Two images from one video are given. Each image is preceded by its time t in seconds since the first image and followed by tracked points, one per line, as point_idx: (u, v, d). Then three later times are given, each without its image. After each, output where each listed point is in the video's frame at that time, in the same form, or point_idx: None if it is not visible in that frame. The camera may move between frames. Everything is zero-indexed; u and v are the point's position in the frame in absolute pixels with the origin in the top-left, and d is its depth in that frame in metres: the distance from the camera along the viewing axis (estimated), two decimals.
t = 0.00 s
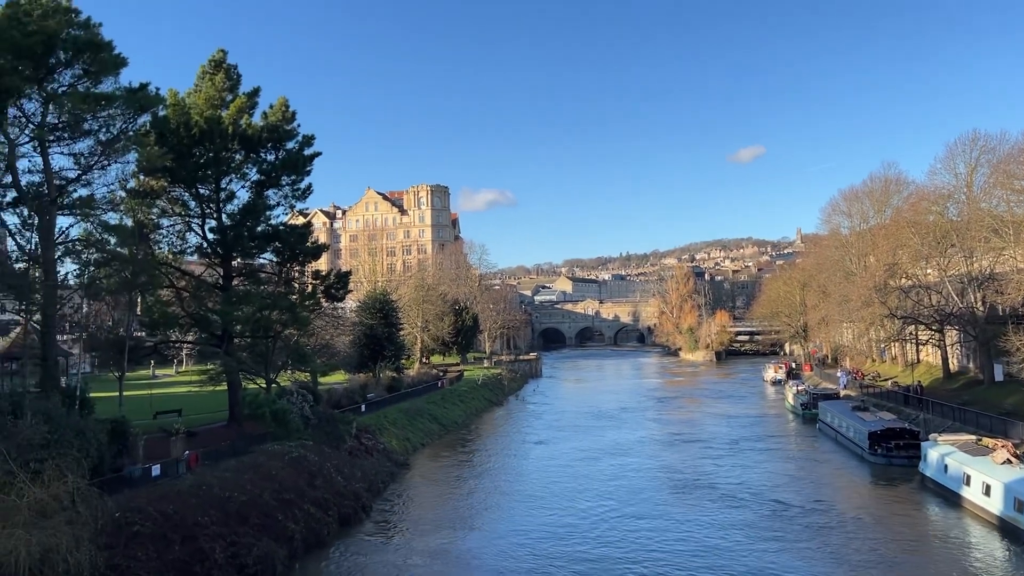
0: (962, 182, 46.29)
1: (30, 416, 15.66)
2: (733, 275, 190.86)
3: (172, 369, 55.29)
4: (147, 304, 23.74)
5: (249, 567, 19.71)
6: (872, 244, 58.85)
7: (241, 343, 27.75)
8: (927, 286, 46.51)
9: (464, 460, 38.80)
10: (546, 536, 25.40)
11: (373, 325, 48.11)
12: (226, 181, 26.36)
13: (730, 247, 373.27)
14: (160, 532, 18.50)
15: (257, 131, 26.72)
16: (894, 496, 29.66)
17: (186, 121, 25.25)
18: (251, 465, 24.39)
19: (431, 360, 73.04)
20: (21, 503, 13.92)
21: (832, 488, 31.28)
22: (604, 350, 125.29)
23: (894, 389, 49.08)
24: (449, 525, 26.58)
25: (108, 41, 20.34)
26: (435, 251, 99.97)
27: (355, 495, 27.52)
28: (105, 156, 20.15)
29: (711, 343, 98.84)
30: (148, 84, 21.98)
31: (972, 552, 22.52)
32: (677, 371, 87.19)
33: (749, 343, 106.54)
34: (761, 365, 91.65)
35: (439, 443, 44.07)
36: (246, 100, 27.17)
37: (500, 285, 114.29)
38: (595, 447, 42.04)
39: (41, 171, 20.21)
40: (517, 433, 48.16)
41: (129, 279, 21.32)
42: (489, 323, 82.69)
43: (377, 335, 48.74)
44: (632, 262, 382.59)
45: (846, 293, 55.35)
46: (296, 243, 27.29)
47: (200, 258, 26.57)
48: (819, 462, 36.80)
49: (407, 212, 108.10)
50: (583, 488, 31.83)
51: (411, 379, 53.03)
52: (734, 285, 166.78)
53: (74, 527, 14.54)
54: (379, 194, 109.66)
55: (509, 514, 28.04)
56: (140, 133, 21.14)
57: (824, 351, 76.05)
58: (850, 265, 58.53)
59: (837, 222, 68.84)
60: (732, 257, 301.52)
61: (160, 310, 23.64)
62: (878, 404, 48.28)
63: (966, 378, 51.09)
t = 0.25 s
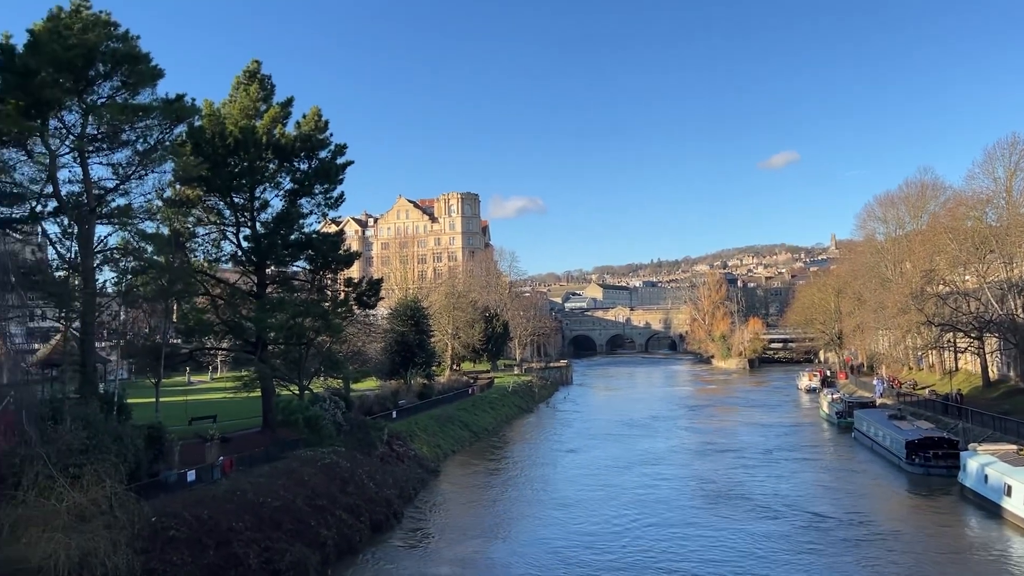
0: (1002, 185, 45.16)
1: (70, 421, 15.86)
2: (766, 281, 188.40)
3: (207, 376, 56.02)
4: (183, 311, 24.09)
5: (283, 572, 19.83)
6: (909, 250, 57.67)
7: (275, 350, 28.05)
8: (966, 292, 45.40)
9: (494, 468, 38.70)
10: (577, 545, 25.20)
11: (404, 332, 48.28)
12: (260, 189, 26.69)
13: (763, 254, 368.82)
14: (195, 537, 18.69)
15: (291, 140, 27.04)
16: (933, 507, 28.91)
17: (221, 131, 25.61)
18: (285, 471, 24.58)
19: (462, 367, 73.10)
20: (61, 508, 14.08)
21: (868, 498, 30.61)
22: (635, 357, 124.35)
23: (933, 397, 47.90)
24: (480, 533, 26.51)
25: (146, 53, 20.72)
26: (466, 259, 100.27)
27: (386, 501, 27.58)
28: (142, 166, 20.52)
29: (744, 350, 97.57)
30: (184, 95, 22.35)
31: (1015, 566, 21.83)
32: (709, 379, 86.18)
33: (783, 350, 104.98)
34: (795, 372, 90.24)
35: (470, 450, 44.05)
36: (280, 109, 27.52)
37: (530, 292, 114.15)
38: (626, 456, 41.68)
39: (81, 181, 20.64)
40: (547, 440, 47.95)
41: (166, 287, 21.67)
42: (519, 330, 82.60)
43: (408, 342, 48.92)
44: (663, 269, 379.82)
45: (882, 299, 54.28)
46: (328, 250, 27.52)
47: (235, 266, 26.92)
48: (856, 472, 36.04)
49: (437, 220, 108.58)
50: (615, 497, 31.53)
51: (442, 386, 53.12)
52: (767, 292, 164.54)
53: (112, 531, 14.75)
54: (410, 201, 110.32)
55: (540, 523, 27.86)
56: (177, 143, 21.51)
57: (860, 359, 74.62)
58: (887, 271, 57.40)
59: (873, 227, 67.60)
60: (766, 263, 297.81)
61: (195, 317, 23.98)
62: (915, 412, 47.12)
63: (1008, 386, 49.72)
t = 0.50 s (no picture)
0: None
1: (103, 426, 16.05)
2: (795, 286, 186.09)
3: (237, 381, 56.62)
4: (213, 317, 24.35)
5: None
6: (941, 253, 56.60)
7: (303, 355, 28.26)
8: (1001, 296, 44.41)
9: (521, 474, 38.58)
10: (604, 553, 24.99)
11: (431, 337, 48.41)
12: (289, 196, 26.94)
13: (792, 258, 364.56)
14: (224, 541, 18.85)
15: (319, 147, 27.27)
16: (968, 516, 28.27)
17: (250, 138, 25.90)
18: (312, 475, 24.70)
19: (488, 373, 73.07)
20: (93, 511, 14.23)
21: (901, 507, 30.01)
22: (662, 363, 123.46)
23: (967, 404, 46.88)
24: (506, 539, 26.41)
25: (176, 62, 21.02)
26: (492, 264, 100.40)
27: (413, 506, 27.61)
28: (173, 174, 20.80)
29: (773, 355, 96.39)
30: (214, 104, 22.66)
31: None
32: (737, 385, 85.20)
33: (812, 356, 103.53)
34: (825, 378, 88.93)
35: (496, 455, 43.98)
36: (308, 117, 27.77)
37: (556, 297, 113.91)
38: (654, 463, 41.31)
39: (113, 189, 21.00)
40: (574, 446, 47.73)
41: (196, 293, 21.96)
42: (545, 335, 82.43)
43: (435, 348, 49.02)
44: (691, 274, 377.01)
45: (914, 304, 53.31)
46: (356, 256, 27.67)
47: (264, 272, 27.19)
48: (888, 480, 35.37)
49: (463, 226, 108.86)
50: (642, 505, 31.26)
51: (468, 391, 53.15)
52: (796, 297, 162.49)
53: (143, 534, 14.97)
54: (436, 207, 110.76)
55: (567, 530, 27.69)
56: (207, 151, 21.81)
57: (892, 365, 73.32)
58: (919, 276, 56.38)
59: (904, 231, 66.47)
60: (795, 268, 294.27)
61: (225, 322, 24.25)
62: (948, 418, 46.05)
63: None
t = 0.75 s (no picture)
0: None
1: (138, 429, 16.27)
2: (829, 291, 183.28)
3: (269, 385, 57.20)
4: (246, 322, 24.64)
5: None
6: (979, 257, 55.35)
7: (334, 360, 28.48)
8: None
9: (550, 480, 38.42)
10: (634, 561, 24.76)
11: (460, 343, 48.48)
12: (320, 203, 27.21)
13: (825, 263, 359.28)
14: (256, 545, 19.01)
15: (350, 155, 27.50)
16: (1008, 527, 27.54)
17: (282, 146, 26.23)
18: (343, 479, 24.84)
19: (517, 378, 72.98)
20: (129, 513, 14.43)
21: (938, 517, 29.35)
22: (693, 369, 122.28)
23: (1006, 411, 45.73)
24: (535, 545, 26.30)
25: (210, 71, 21.36)
26: (521, 269, 100.38)
27: (443, 511, 27.62)
28: (206, 181, 21.10)
29: (805, 361, 94.96)
30: (246, 112, 22.97)
31: None
32: (769, 391, 84.05)
33: (846, 362, 101.81)
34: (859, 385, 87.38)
35: (525, 461, 43.87)
36: (339, 124, 28.03)
37: (585, 302, 113.48)
38: (685, 470, 40.88)
39: (148, 197, 21.37)
40: (604, 453, 47.43)
41: (229, 298, 22.25)
42: (574, 340, 82.13)
43: (464, 353, 49.10)
44: (721, 278, 373.44)
45: (950, 308, 52.19)
46: (386, 262, 27.82)
47: (295, 278, 27.45)
48: (924, 489, 34.61)
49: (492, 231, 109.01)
50: (673, 512, 30.94)
51: (497, 396, 53.11)
52: (829, 302, 159.98)
53: (177, 537, 15.15)
54: (465, 213, 111.07)
55: (597, 537, 27.50)
56: (239, 159, 22.10)
57: (928, 371, 71.80)
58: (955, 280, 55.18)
59: (939, 235, 65.15)
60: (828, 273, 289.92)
61: (258, 328, 24.53)
62: (986, 426, 44.99)
63: None
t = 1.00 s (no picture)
0: None
1: (167, 433, 16.42)
2: (857, 295, 180.58)
3: (296, 389, 57.61)
4: (274, 326, 24.86)
5: None
6: (1011, 259, 54.24)
7: (360, 364, 28.62)
8: None
9: (575, 485, 38.25)
10: (660, 568, 24.55)
11: (485, 347, 48.42)
12: (346, 208, 27.34)
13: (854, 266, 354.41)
14: (284, 547, 19.13)
15: (375, 160, 27.64)
16: None
17: (308, 152, 26.44)
18: (369, 482, 24.93)
19: (542, 382, 72.79)
20: (158, 516, 14.60)
21: (970, 525, 28.76)
22: (719, 373, 121.13)
23: None
24: (560, 550, 26.17)
25: (238, 78, 21.60)
26: (546, 273, 100.23)
27: (468, 515, 27.60)
28: (234, 187, 21.32)
29: (833, 366, 93.65)
30: (273, 118, 23.19)
31: None
32: (797, 396, 82.99)
33: (875, 366, 100.24)
34: (889, 389, 85.97)
35: (551, 465, 43.70)
36: (364, 129, 28.18)
37: (610, 307, 112.93)
38: (712, 476, 40.44)
39: (178, 203, 21.65)
40: (629, 457, 47.11)
41: (256, 302, 22.45)
42: (599, 345, 81.77)
43: (489, 357, 49.10)
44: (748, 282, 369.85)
45: (981, 312, 51.19)
46: (411, 266, 27.88)
47: (322, 282, 27.61)
48: (956, 496, 33.94)
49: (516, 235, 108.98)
50: (700, 520, 30.64)
51: (522, 401, 52.98)
52: (858, 305, 157.68)
53: (206, 539, 15.27)
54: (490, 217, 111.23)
55: (622, 543, 27.30)
56: (267, 164, 22.32)
57: (960, 376, 70.44)
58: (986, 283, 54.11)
59: (970, 237, 63.94)
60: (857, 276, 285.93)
61: (285, 331, 24.73)
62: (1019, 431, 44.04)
63: None
